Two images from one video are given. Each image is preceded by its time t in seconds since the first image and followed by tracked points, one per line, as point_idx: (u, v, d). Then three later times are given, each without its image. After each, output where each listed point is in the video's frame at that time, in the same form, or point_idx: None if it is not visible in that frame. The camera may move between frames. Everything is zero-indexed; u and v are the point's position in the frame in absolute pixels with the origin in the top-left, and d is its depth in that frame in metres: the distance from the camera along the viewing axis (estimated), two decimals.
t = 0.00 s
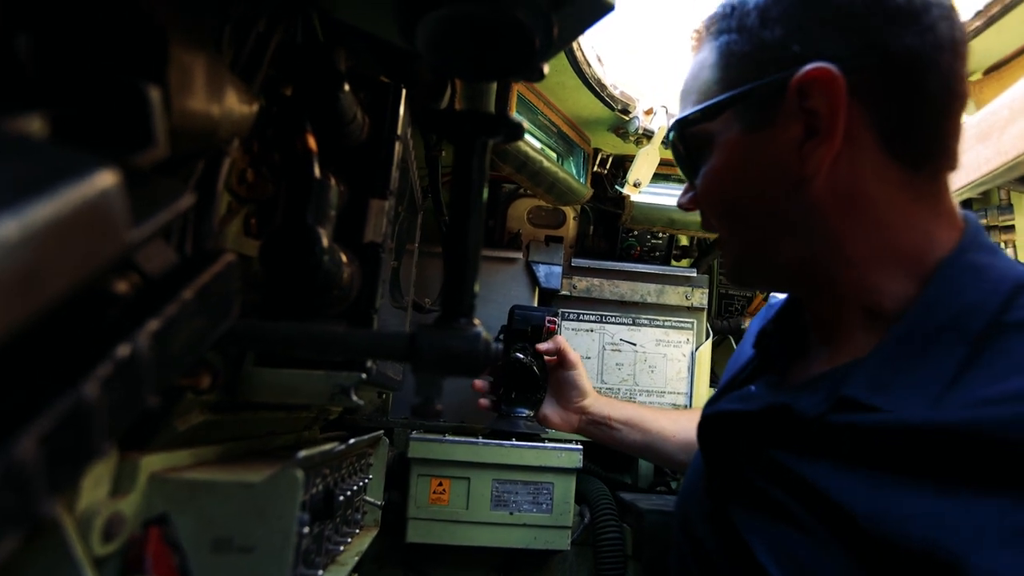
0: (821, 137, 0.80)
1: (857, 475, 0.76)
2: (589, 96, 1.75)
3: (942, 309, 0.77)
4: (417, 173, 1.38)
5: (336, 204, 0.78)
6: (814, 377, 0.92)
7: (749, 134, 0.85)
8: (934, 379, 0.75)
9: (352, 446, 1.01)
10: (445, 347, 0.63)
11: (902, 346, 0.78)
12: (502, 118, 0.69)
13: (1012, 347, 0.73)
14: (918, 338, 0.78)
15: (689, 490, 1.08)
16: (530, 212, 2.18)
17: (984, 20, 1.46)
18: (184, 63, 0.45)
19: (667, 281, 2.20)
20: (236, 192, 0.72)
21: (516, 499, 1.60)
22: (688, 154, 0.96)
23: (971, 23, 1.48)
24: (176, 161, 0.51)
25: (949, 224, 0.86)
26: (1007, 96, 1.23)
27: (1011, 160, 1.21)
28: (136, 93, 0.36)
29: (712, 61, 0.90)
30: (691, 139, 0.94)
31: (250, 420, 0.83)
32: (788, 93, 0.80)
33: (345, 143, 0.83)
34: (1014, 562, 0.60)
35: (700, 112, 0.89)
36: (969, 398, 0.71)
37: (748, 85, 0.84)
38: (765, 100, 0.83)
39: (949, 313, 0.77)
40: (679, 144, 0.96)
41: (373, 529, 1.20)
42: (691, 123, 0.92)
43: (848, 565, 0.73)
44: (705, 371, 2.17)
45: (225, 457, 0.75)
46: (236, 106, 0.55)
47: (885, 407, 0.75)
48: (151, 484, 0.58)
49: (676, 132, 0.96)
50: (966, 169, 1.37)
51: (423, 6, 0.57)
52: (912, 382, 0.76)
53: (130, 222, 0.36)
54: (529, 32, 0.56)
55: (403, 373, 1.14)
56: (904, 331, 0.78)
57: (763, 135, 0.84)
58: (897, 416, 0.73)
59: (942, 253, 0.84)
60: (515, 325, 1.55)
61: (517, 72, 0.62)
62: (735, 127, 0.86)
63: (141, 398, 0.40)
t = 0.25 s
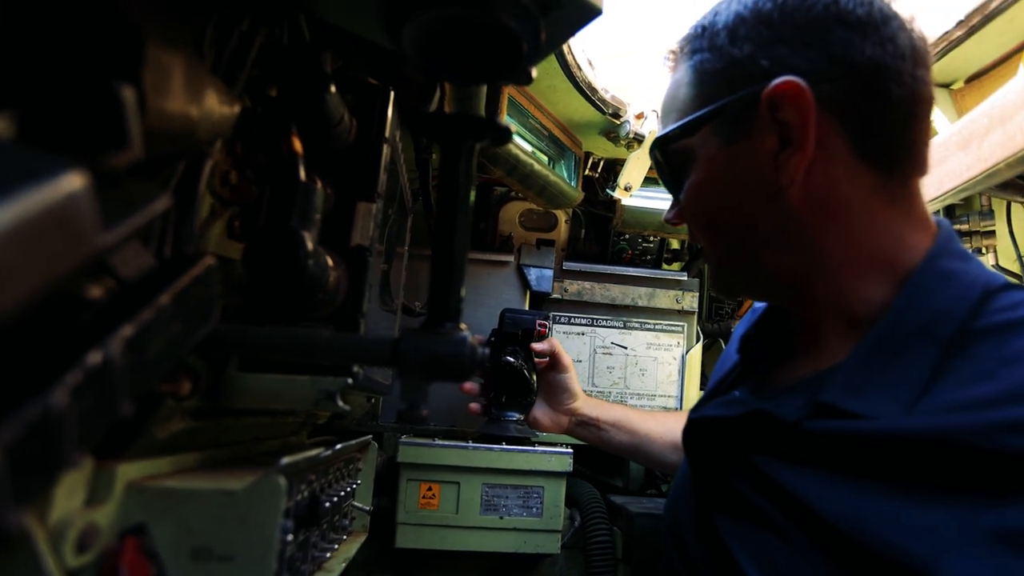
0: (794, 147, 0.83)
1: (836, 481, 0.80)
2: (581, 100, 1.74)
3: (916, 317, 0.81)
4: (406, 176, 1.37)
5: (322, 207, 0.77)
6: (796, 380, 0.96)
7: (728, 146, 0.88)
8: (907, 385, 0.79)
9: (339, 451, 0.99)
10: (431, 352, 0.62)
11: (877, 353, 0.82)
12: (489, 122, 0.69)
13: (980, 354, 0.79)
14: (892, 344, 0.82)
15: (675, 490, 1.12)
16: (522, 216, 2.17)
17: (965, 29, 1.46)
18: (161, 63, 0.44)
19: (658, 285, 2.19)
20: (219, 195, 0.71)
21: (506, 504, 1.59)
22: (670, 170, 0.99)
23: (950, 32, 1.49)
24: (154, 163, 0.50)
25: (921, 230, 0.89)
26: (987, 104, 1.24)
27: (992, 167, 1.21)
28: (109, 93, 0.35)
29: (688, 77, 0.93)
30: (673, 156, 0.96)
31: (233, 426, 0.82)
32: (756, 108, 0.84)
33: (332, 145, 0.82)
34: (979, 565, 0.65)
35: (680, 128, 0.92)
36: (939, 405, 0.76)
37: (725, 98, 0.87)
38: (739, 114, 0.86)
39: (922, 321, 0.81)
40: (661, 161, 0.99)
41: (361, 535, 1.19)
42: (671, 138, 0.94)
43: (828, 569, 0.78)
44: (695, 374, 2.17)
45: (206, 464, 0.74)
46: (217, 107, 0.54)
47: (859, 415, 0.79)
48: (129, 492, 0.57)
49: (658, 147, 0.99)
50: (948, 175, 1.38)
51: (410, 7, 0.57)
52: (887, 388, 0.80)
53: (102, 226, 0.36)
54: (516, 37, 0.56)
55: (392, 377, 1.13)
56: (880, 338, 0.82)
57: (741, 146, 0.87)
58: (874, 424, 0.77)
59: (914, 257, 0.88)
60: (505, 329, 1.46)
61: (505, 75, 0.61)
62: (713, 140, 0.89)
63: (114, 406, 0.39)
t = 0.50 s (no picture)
0: (796, 144, 0.83)
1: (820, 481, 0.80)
2: (573, 102, 1.75)
3: (898, 315, 0.82)
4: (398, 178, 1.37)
5: (314, 208, 0.77)
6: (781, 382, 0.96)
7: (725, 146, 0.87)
8: (889, 384, 0.80)
9: (331, 454, 0.99)
10: (423, 354, 0.62)
11: (859, 353, 0.82)
12: (481, 124, 0.69)
13: (957, 352, 0.79)
14: (874, 344, 0.82)
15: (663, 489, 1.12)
16: (514, 217, 2.17)
17: (956, 33, 1.47)
18: (151, 65, 0.44)
19: (649, 286, 2.20)
20: (210, 196, 0.71)
21: (497, 505, 1.59)
22: (662, 163, 0.96)
23: (941, 36, 1.50)
24: (143, 164, 0.50)
25: (903, 234, 0.91)
26: (976, 108, 1.25)
27: (981, 170, 1.22)
28: (99, 94, 0.35)
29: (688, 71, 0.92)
30: (668, 148, 0.94)
31: (224, 428, 0.82)
32: (761, 108, 0.83)
33: (324, 146, 0.82)
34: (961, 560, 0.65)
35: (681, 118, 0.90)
36: (922, 403, 0.76)
37: (731, 93, 0.86)
38: (745, 111, 0.85)
39: (903, 319, 0.82)
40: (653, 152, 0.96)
41: (352, 537, 1.19)
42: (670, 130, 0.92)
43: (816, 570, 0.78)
44: (686, 375, 2.18)
45: (196, 467, 0.74)
46: (208, 108, 0.54)
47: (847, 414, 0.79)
48: (118, 496, 0.57)
49: (653, 139, 0.96)
50: (937, 179, 1.39)
51: (401, 10, 0.57)
52: (870, 387, 0.80)
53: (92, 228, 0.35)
54: (508, 40, 0.56)
55: (383, 379, 1.13)
56: (864, 337, 0.83)
57: (738, 144, 0.86)
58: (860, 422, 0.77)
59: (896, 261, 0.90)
60: (497, 330, 1.55)
61: (496, 77, 0.61)
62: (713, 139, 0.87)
63: (103, 409, 0.39)
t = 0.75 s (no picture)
0: (886, 134, 0.91)
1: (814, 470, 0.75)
2: (571, 103, 1.75)
3: (892, 311, 0.82)
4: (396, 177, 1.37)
5: (314, 207, 0.77)
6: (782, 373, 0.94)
7: (831, 109, 0.83)
8: (886, 373, 0.77)
9: (326, 451, 1.00)
10: (422, 352, 0.62)
11: (858, 342, 0.81)
12: (482, 125, 0.69)
13: (950, 342, 0.77)
14: (873, 333, 0.81)
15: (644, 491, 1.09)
16: (511, 218, 2.18)
17: (950, 41, 1.49)
18: (157, 62, 0.44)
19: (645, 288, 2.21)
20: (211, 193, 0.71)
21: (492, 505, 1.59)
22: (719, 111, 0.87)
23: (938, 44, 1.52)
24: (147, 160, 0.50)
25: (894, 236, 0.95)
26: (970, 116, 1.26)
27: (974, 177, 1.24)
28: (107, 91, 0.35)
29: (749, 22, 0.90)
30: (750, 91, 0.84)
31: (221, 424, 0.82)
32: (850, 80, 0.86)
33: (325, 145, 0.82)
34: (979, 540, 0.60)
35: (790, 62, 0.83)
36: (920, 391, 0.73)
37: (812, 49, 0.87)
38: (844, 82, 0.85)
39: (896, 317, 0.82)
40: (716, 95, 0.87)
41: (347, 535, 1.19)
42: (744, 72, 0.86)
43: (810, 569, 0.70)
44: (680, 377, 2.19)
45: (193, 462, 0.74)
46: (212, 105, 0.54)
47: (845, 400, 0.76)
48: (117, 490, 0.57)
49: (728, 83, 0.86)
50: (931, 185, 1.40)
51: (405, 10, 0.57)
52: (869, 376, 0.77)
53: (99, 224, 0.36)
54: (510, 41, 0.57)
55: (380, 377, 1.13)
56: (858, 333, 0.82)
57: (850, 112, 0.86)
58: (854, 412, 0.74)
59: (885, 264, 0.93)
60: (493, 329, 1.58)
61: (498, 78, 0.62)
62: (827, 97, 0.83)
63: (108, 402, 0.39)
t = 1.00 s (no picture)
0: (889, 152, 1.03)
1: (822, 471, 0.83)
2: (571, 105, 1.76)
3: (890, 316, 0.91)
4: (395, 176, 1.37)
5: (314, 203, 0.77)
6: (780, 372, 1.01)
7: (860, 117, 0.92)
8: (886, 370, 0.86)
9: (322, 449, 1.00)
10: (421, 349, 0.62)
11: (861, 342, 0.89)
12: (483, 124, 0.69)
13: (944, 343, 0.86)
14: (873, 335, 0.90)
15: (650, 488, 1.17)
16: (509, 219, 2.18)
17: (948, 49, 1.49)
18: (162, 57, 0.44)
19: (641, 291, 2.21)
20: (211, 187, 0.71)
21: (486, 504, 1.59)
22: (759, 102, 0.92)
23: (937, 51, 1.52)
24: (150, 154, 0.50)
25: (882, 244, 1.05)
26: (967, 123, 1.27)
27: (970, 184, 1.24)
28: (111, 83, 0.35)
29: (793, 19, 0.96)
30: (794, 87, 0.90)
31: (217, 420, 0.82)
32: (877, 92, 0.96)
33: (326, 142, 0.82)
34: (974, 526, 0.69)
35: (844, 62, 0.89)
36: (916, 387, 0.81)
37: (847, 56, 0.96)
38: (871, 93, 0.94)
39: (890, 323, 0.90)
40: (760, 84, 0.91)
41: (341, 532, 1.19)
42: (790, 64, 0.92)
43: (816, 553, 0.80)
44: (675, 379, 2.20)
45: (188, 456, 0.74)
46: (215, 100, 0.55)
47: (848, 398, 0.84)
48: (113, 483, 0.57)
49: (778, 71, 0.91)
50: (928, 193, 1.41)
51: (409, 10, 0.57)
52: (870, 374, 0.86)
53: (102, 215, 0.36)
54: (512, 42, 0.57)
55: (375, 375, 1.13)
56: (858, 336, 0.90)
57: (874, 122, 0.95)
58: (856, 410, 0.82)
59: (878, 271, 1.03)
60: (489, 331, 1.55)
61: (500, 78, 0.62)
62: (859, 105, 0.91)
63: (106, 394, 0.39)
